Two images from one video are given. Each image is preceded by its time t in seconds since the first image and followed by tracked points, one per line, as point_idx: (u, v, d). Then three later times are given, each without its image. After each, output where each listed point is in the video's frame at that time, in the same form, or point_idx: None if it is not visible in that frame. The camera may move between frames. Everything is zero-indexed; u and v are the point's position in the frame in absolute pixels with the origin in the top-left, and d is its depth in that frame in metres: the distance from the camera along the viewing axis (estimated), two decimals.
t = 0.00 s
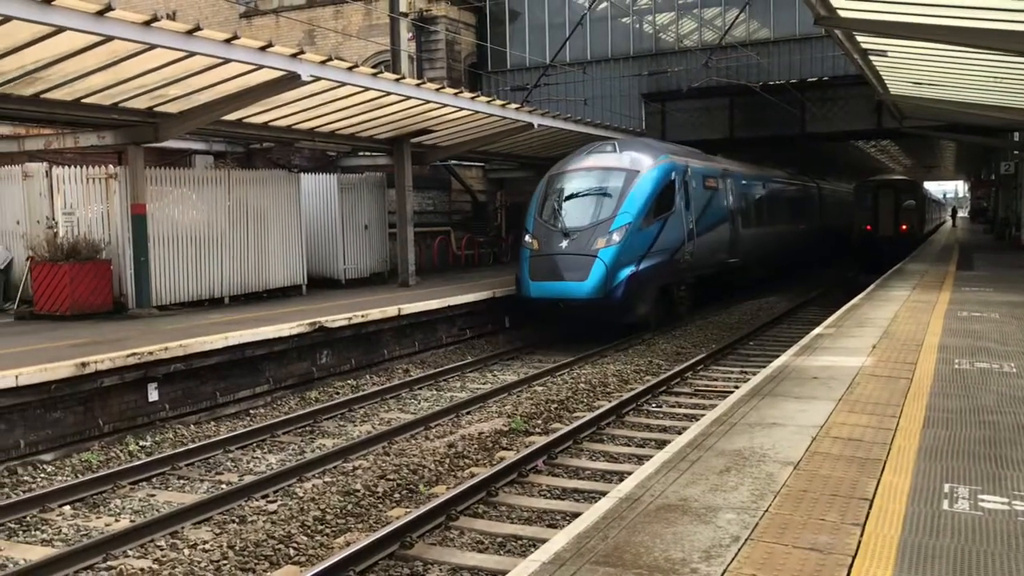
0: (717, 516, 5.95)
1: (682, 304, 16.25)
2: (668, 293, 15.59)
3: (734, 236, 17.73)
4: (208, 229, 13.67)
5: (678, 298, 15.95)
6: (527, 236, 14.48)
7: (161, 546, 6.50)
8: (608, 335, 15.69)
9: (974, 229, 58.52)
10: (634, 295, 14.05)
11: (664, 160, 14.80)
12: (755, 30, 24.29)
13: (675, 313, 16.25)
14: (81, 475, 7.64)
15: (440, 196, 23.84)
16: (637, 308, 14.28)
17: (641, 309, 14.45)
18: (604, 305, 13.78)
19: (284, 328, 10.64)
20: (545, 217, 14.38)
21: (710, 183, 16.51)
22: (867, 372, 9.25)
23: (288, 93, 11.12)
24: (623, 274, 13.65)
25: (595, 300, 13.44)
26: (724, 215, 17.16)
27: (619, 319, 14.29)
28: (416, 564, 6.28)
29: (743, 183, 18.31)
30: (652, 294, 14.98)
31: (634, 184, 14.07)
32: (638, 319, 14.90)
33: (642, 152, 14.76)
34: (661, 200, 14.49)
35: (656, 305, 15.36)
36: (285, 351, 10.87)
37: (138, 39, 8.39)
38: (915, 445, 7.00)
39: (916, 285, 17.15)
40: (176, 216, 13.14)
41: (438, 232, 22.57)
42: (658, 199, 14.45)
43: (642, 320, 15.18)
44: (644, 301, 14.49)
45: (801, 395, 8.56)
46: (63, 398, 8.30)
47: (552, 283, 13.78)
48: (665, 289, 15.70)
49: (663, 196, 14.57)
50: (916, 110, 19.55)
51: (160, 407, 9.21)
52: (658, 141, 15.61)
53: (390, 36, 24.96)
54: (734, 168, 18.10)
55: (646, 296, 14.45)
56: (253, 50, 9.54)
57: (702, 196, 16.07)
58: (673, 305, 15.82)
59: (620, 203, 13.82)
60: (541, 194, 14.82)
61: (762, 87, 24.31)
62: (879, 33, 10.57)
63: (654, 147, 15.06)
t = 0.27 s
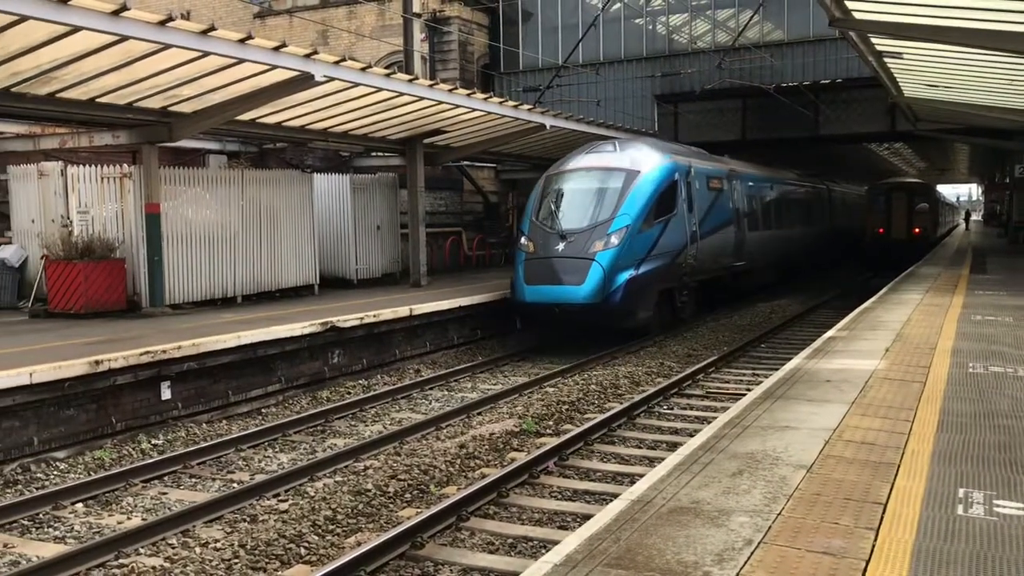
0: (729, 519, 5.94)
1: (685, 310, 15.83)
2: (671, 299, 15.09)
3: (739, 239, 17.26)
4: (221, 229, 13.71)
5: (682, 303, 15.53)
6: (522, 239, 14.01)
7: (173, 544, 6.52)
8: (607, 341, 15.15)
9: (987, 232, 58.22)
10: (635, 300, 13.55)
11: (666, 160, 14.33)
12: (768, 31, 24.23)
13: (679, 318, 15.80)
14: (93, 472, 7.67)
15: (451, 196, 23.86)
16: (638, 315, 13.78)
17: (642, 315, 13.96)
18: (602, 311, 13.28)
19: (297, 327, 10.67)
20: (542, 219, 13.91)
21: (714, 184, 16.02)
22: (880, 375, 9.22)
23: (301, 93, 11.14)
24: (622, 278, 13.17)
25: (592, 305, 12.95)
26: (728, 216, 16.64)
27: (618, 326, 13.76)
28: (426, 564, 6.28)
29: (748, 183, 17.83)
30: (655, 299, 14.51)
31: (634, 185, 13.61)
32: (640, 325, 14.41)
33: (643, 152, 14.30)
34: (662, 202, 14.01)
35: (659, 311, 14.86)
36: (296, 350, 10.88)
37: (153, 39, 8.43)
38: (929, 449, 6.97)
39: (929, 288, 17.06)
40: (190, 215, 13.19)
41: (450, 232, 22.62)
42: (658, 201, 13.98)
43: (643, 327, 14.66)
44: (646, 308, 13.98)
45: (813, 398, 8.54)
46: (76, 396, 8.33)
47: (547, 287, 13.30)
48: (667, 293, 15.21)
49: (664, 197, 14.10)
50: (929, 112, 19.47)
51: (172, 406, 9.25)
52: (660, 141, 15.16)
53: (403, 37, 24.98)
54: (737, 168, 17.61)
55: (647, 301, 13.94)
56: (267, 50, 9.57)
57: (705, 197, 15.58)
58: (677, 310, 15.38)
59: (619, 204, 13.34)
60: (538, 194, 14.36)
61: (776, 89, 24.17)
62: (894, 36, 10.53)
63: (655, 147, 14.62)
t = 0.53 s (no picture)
0: (744, 519, 5.93)
1: (688, 313, 15.33)
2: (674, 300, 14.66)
3: (745, 239, 16.82)
4: (236, 227, 13.75)
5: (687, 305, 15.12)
6: (518, 238, 13.47)
7: (187, 539, 6.56)
8: (608, 345, 14.67)
9: (1004, 233, 57.81)
10: (635, 303, 13.04)
11: (669, 158, 13.80)
12: (784, 30, 24.16)
13: (685, 320, 15.40)
14: (109, 468, 7.72)
15: (465, 195, 23.88)
16: (641, 317, 13.33)
17: (643, 319, 13.46)
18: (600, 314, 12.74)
19: (311, 324, 10.71)
20: (539, 218, 13.38)
21: (719, 183, 15.52)
22: (895, 376, 9.17)
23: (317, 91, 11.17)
24: (621, 280, 12.63)
25: (589, 308, 12.41)
26: (733, 216, 16.13)
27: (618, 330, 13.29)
28: (440, 562, 6.29)
29: (755, 182, 17.38)
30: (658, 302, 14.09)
31: (635, 183, 13.07)
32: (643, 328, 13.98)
33: (645, 149, 13.76)
34: (664, 201, 13.48)
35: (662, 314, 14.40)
36: (310, 348, 10.91)
37: (170, 36, 8.47)
38: (944, 451, 6.93)
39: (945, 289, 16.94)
40: (205, 213, 13.24)
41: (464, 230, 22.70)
42: (660, 200, 13.45)
43: (645, 330, 14.21)
44: (648, 311, 13.52)
45: (828, 399, 8.51)
46: (92, 391, 8.39)
47: (543, 288, 12.76)
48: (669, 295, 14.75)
49: (666, 196, 13.56)
50: (946, 112, 19.33)
51: (187, 402, 9.29)
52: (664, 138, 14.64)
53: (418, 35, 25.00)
54: (743, 166, 17.13)
55: (648, 304, 13.41)
56: (283, 48, 9.60)
57: (710, 196, 15.09)
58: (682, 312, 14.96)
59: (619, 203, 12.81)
60: (535, 193, 13.84)
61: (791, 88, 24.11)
62: (912, 35, 10.48)
63: (658, 144, 14.12)
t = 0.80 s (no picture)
0: (762, 518, 5.91)
1: (694, 316, 14.84)
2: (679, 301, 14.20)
3: (757, 238, 16.28)
4: (254, 223, 13.82)
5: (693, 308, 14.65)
6: (516, 237, 13.12)
7: (205, 534, 6.60)
8: (610, 348, 14.21)
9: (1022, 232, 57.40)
10: (634, 305, 12.63)
11: (674, 154, 13.34)
12: (803, 27, 24.06)
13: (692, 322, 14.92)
14: (128, 463, 7.78)
15: (482, 192, 23.89)
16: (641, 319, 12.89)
17: (645, 321, 13.03)
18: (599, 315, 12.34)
19: (329, 321, 10.75)
20: (537, 216, 12.99)
21: (728, 179, 14.97)
22: (915, 375, 9.12)
23: (335, 88, 11.20)
24: (620, 281, 12.23)
25: (587, 310, 12.02)
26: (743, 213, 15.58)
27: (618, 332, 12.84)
28: (456, 558, 6.30)
29: (767, 179, 16.84)
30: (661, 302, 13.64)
31: (637, 180, 12.65)
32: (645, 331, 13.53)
33: (649, 145, 13.32)
34: (668, 198, 13.03)
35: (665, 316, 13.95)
36: (327, 344, 10.95)
37: (190, 34, 8.51)
38: (964, 451, 6.88)
39: (964, 289, 16.82)
40: (224, 209, 13.32)
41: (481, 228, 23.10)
42: (664, 197, 13.00)
43: (647, 332, 13.75)
44: (649, 312, 13.07)
45: (847, 398, 8.47)
46: (112, 386, 8.45)
47: (539, 289, 12.38)
48: (674, 295, 14.28)
49: (670, 194, 13.11)
50: (966, 109, 19.16)
51: (205, 398, 9.35)
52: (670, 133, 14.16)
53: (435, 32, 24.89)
54: (754, 161, 16.56)
55: (650, 305, 12.99)
56: (301, 45, 9.63)
57: (718, 192, 14.55)
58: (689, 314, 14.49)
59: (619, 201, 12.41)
60: (534, 189, 13.47)
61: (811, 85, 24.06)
62: (933, 31, 10.40)
63: (664, 139, 13.67)
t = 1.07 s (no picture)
0: (781, 517, 5.88)
1: (700, 320, 14.13)
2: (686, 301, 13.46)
3: (768, 236, 15.70)
4: (275, 221, 13.89)
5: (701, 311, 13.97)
6: (511, 236, 12.42)
7: (226, 530, 6.65)
8: (610, 351, 13.50)
9: None
10: (637, 307, 11.94)
11: (679, 149, 12.67)
12: (824, 24, 23.83)
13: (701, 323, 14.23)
14: (150, 458, 7.85)
15: (501, 190, 23.90)
16: (645, 323, 12.19)
17: (648, 324, 12.32)
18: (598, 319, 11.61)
19: (348, 318, 10.79)
20: (533, 214, 12.30)
21: (736, 174, 14.31)
22: (937, 374, 9.05)
23: (354, 86, 11.24)
24: (621, 282, 11.52)
25: (585, 312, 11.31)
26: (752, 211, 14.91)
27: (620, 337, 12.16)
28: (474, 555, 6.31)
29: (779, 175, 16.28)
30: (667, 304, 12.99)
31: (639, 176, 11.97)
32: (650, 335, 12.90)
33: (653, 139, 12.65)
34: (671, 195, 12.34)
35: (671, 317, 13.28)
36: (347, 341, 11.00)
37: (211, 33, 8.56)
38: (987, 450, 6.82)
39: (987, 287, 16.65)
40: (244, 207, 13.40)
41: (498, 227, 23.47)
42: (667, 194, 12.32)
43: (651, 336, 13.08)
44: (652, 315, 12.38)
45: (868, 397, 8.41)
46: (134, 382, 8.53)
47: (534, 290, 11.67)
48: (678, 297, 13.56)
49: (675, 191, 12.43)
50: (989, 106, 18.94)
51: (226, 394, 9.42)
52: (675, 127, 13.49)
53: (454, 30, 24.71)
54: (763, 158, 15.92)
55: (652, 308, 12.27)
56: (321, 43, 9.66)
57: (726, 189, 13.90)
58: (697, 317, 13.83)
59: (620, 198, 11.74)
60: (531, 186, 12.79)
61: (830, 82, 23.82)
62: (957, 27, 10.29)
63: (668, 133, 12.99)
